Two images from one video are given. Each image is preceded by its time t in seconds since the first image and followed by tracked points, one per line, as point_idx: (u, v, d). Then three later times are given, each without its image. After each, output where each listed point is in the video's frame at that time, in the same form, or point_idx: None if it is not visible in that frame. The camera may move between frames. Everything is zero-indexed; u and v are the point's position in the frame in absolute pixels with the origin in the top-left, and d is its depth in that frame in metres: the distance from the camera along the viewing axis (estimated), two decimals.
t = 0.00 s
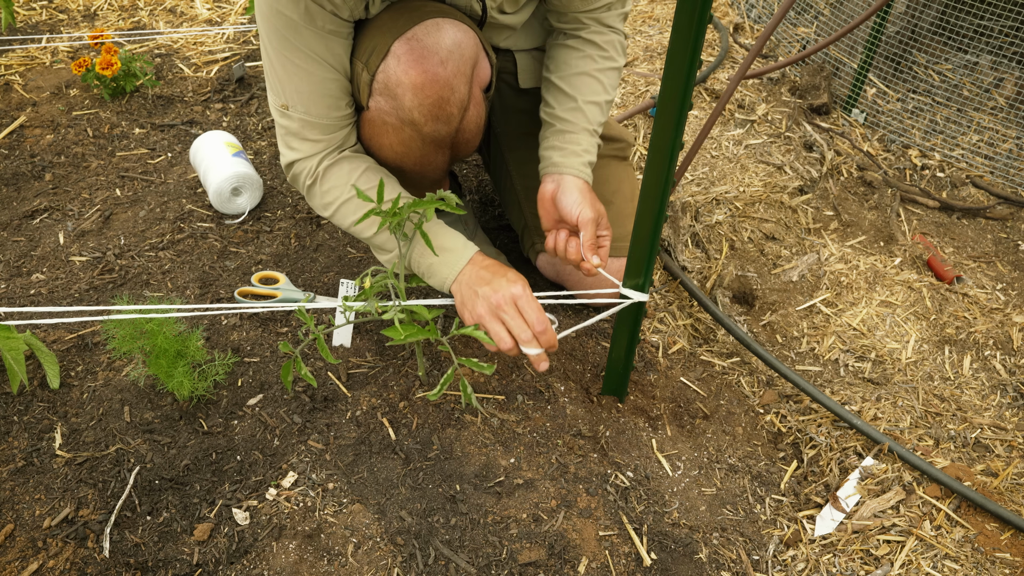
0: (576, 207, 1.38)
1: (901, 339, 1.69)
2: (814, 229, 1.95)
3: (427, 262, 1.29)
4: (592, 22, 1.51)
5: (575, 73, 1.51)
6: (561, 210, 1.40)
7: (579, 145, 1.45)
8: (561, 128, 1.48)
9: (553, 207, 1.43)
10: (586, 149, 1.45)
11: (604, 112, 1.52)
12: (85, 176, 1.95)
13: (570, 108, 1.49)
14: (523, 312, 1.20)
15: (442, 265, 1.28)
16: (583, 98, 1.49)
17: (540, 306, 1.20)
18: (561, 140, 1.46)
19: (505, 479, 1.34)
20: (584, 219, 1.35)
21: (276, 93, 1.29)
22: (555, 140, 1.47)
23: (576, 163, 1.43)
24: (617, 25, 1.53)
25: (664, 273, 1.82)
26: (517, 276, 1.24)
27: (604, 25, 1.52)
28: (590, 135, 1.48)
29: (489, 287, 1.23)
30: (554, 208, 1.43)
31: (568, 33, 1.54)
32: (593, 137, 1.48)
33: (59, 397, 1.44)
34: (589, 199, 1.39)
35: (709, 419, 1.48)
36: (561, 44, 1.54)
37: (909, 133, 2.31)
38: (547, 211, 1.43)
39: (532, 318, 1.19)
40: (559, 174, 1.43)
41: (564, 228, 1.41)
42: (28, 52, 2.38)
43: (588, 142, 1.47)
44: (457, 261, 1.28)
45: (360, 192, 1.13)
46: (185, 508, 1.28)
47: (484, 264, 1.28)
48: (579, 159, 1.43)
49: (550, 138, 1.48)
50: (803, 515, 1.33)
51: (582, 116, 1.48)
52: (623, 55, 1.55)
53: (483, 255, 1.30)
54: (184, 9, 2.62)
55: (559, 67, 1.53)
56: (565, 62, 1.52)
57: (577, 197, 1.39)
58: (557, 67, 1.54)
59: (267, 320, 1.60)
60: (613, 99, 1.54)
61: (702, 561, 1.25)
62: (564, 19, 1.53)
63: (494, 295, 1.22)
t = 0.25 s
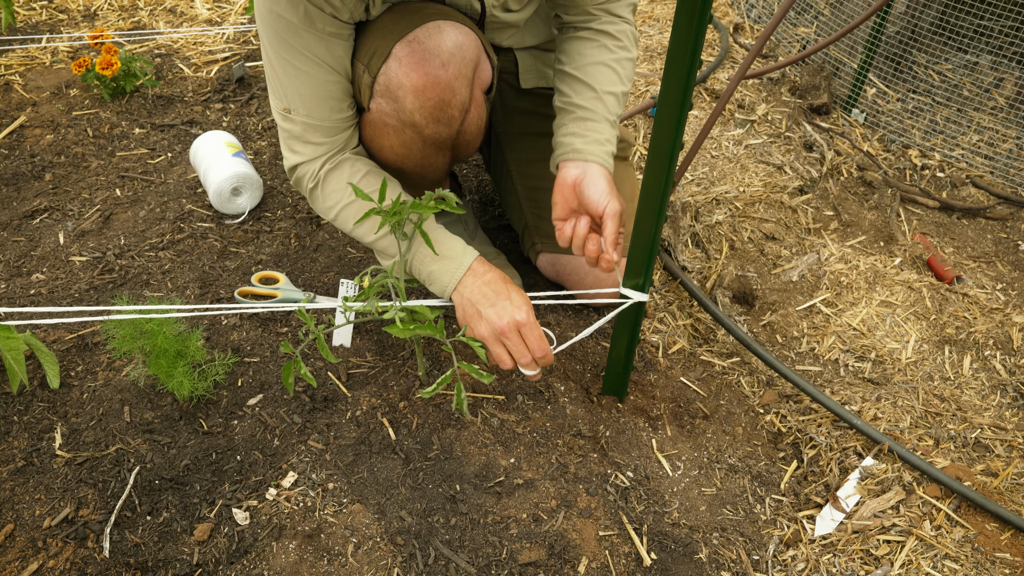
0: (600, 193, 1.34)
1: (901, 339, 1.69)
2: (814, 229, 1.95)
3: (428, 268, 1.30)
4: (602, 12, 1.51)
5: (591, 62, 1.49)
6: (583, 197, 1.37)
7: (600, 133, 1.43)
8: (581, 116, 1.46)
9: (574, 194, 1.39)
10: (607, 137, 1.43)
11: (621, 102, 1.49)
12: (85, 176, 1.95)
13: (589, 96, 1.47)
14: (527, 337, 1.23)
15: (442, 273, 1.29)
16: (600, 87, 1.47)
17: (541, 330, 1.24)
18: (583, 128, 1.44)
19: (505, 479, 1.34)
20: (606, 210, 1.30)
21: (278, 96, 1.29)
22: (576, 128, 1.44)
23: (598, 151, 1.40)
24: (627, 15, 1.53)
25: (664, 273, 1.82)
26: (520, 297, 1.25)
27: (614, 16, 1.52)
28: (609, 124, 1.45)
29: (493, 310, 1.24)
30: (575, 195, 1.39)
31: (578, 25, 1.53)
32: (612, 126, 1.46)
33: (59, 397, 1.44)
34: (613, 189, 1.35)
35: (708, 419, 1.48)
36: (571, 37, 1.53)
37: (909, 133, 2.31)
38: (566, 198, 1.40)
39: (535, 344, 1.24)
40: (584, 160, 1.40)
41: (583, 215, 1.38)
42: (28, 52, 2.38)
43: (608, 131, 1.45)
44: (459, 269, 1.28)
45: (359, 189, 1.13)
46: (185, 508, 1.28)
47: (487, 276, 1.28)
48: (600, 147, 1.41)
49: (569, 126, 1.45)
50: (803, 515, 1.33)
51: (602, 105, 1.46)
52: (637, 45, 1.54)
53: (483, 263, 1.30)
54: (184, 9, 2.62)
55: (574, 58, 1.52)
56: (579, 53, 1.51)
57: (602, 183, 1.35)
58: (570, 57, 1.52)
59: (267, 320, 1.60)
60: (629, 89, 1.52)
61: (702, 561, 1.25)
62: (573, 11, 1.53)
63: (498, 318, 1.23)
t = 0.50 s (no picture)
0: (564, 206, 1.34)
1: (901, 339, 1.69)
2: (814, 229, 1.95)
3: (428, 270, 1.30)
4: (583, 20, 1.52)
5: (562, 72, 1.50)
6: (549, 208, 1.36)
7: (564, 145, 1.44)
8: (546, 125, 1.46)
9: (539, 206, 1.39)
10: (570, 149, 1.44)
11: (590, 114, 1.51)
12: (85, 176, 1.95)
13: (557, 106, 1.48)
14: (527, 340, 1.24)
15: (441, 275, 1.29)
16: (569, 97, 1.48)
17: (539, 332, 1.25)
18: (546, 139, 1.45)
19: (505, 479, 1.34)
20: (577, 218, 1.32)
21: (277, 97, 1.29)
22: (540, 138, 1.45)
23: (560, 162, 1.41)
24: (609, 25, 1.54)
25: (664, 273, 1.82)
26: (520, 300, 1.26)
27: (595, 25, 1.53)
28: (576, 135, 1.47)
29: (493, 313, 1.24)
30: (540, 207, 1.39)
31: (559, 32, 1.53)
32: (579, 138, 1.47)
33: (59, 397, 1.44)
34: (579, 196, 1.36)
35: (709, 419, 1.48)
36: (551, 42, 1.54)
37: (909, 133, 2.31)
38: (530, 210, 1.40)
39: (534, 346, 1.24)
40: (541, 172, 1.40)
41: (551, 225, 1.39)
42: (28, 52, 2.38)
43: (573, 141, 1.46)
44: (458, 271, 1.28)
45: (360, 190, 1.12)
46: (185, 508, 1.28)
47: (487, 280, 1.29)
48: (563, 159, 1.42)
49: (534, 136, 1.46)
50: (803, 515, 1.33)
51: (568, 115, 1.47)
52: (613, 56, 1.55)
53: (482, 265, 1.30)
54: (184, 9, 2.62)
55: (547, 65, 1.52)
56: (553, 60, 1.51)
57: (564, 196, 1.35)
58: (545, 65, 1.53)
59: (267, 320, 1.60)
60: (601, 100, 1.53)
61: (702, 561, 1.25)
62: (553, 15, 1.53)
63: (497, 322, 1.23)
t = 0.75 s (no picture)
0: (579, 209, 1.34)
1: (901, 339, 1.69)
2: (814, 229, 1.95)
3: (428, 270, 1.30)
4: (587, 16, 1.52)
5: (571, 71, 1.50)
6: (561, 211, 1.37)
7: (577, 144, 1.44)
8: (559, 127, 1.47)
9: (552, 209, 1.39)
10: (582, 147, 1.44)
11: (603, 110, 1.51)
12: (85, 176, 1.95)
13: (568, 106, 1.48)
14: (529, 339, 1.24)
15: (441, 275, 1.29)
16: (579, 96, 1.48)
17: (541, 330, 1.25)
18: (559, 140, 1.45)
19: (505, 479, 1.34)
20: (587, 221, 1.31)
21: (273, 96, 1.29)
22: (553, 140, 1.45)
23: (575, 162, 1.41)
24: (613, 19, 1.54)
25: (664, 273, 1.82)
26: (521, 298, 1.26)
27: (600, 20, 1.52)
28: (589, 133, 1.47)
29: (494, 312, 1.24)
30: (553, 210, 1.39)
31: (564, 31, 1.53)
32: (592, 136, 1.47)
33: (59, 397, 1.44)
34: (591, 199, 1.36)
35: (709, 419, 1.48)
36: (557, 43, 1.54)
37: (909, 133, 2.30)
38: (545, 212, 1.40)
39: (535, 345, 1.24)
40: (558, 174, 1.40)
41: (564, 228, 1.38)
42: (28, 52, 2.38)
43: (585, 140, 1.45)
44: (458, 270, 1.28)
45: (360, 189, 1.12)
46: (184, 508, 1.28)
47: (487, 278, 1.29)
48: (578, 159, 1.41)
49: (548, 139, 1.46)
50: (803, 515, 1.33)
51: (579, 114, 1.47)
52: (620, 51, 1.55)
53: (482, 264, 1.30)
54: (184, 9, 2.62)
55: (556, 66, 1.53)
56: (562, 61, 1.52)
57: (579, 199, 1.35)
58: (554, 66, 1.53)
59: (267, 320, 1.60)
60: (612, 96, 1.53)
61: (702, 561, 1.25)
62: (557, 14, 1.53)
63: (499, 320, 1.23)
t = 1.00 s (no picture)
0: (571, 201, 1.34)
1: (901, 339, 1.69)
2: (814, 229, 1.95)
3: (427, 269, 1.30)
4: (588, 8, 1.52)
5: (571, 63, 1.50)
6: (554, 202, 1.37)
7: (574, 136, 1.44)
8: (557, 119, 1.46)
9: (545, 199, 1.40)
10: (580, 140, 1.44)
11: (602, 102, 1.50)
12: (85, 176, 1.95)
13: (566, 99, 1.48)
14: (529, 337, 1.24)
15: (440, 274, 1.29)
16: (579, 87, 1.48)
17: (540, 329, 1.25)
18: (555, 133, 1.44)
19: (505, 479, 1.34)
20: (580, 214, 1.32)
21: (270, 91, 1.29)
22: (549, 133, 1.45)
23: (570, 154, 1.41)
24: (614, 12, 1.54)
25: (664, 273, 1.82)
26: (521, 297, 1.26)
27: (601, 12, 1.53)
28: (587, 125, 1.46)
29: (493, 311, 1.24)
30: (546, 200, 1.40)
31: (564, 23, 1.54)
32: (590, 128, 1.46)
33: (59, 397, 1.44)
34: (585, 191, 1.36)
35: (709, 419, 1.48)
36: (558, 35, 1.54)
37: (909, 133, 2.30)
38: (540, 203, 1.41)
39: (535, 345, 1.24)
40: (551, 166, 1.40)
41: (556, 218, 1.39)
42: (28, 52, 2.38)
43: (583, 132, 1.45)
44: (457, 270, 1.28)
45: (360, 189, 1.12)
46: (184, 508, 1.28)
47: (486, 278, 1.29)
48: (573, 151, 1.42)
49: (544, 131, 1.46)
50: (803, 515, 1.33)
51: (578, 106, 1.47)
52: (620, 42, 1.55)
53: (482, 263, 1.30)
54: (184, 9, 2.62)
55: (557, 58, 1.53)
56: (562, 53, 1.52)
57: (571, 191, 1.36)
58: (554, 58, 1.53)
59: (267, 320, 1.60)
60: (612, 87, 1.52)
61: (702, 561, 1.25)
62: (557, 7, 1.53)
63: (498, 320, 1.23)
